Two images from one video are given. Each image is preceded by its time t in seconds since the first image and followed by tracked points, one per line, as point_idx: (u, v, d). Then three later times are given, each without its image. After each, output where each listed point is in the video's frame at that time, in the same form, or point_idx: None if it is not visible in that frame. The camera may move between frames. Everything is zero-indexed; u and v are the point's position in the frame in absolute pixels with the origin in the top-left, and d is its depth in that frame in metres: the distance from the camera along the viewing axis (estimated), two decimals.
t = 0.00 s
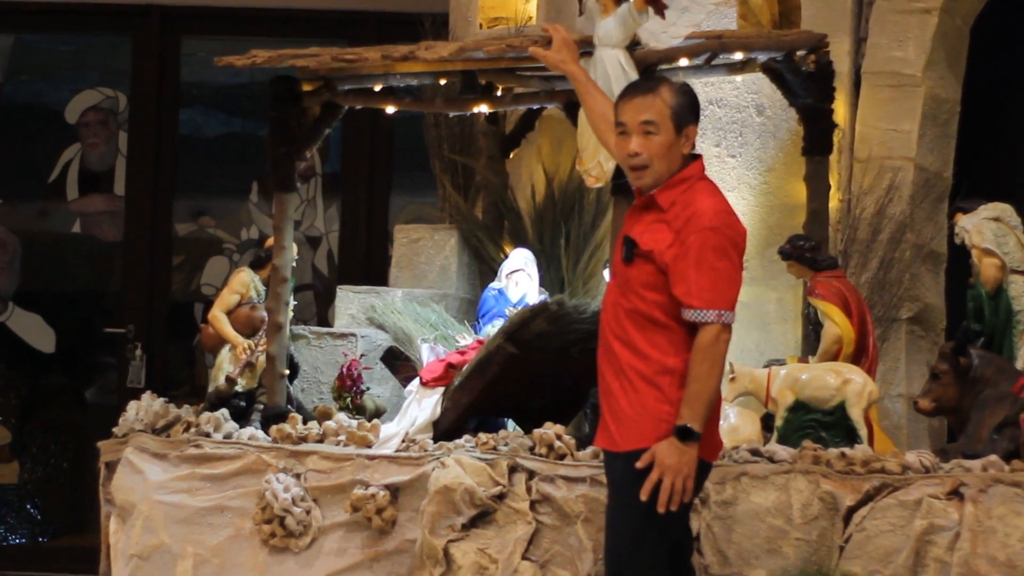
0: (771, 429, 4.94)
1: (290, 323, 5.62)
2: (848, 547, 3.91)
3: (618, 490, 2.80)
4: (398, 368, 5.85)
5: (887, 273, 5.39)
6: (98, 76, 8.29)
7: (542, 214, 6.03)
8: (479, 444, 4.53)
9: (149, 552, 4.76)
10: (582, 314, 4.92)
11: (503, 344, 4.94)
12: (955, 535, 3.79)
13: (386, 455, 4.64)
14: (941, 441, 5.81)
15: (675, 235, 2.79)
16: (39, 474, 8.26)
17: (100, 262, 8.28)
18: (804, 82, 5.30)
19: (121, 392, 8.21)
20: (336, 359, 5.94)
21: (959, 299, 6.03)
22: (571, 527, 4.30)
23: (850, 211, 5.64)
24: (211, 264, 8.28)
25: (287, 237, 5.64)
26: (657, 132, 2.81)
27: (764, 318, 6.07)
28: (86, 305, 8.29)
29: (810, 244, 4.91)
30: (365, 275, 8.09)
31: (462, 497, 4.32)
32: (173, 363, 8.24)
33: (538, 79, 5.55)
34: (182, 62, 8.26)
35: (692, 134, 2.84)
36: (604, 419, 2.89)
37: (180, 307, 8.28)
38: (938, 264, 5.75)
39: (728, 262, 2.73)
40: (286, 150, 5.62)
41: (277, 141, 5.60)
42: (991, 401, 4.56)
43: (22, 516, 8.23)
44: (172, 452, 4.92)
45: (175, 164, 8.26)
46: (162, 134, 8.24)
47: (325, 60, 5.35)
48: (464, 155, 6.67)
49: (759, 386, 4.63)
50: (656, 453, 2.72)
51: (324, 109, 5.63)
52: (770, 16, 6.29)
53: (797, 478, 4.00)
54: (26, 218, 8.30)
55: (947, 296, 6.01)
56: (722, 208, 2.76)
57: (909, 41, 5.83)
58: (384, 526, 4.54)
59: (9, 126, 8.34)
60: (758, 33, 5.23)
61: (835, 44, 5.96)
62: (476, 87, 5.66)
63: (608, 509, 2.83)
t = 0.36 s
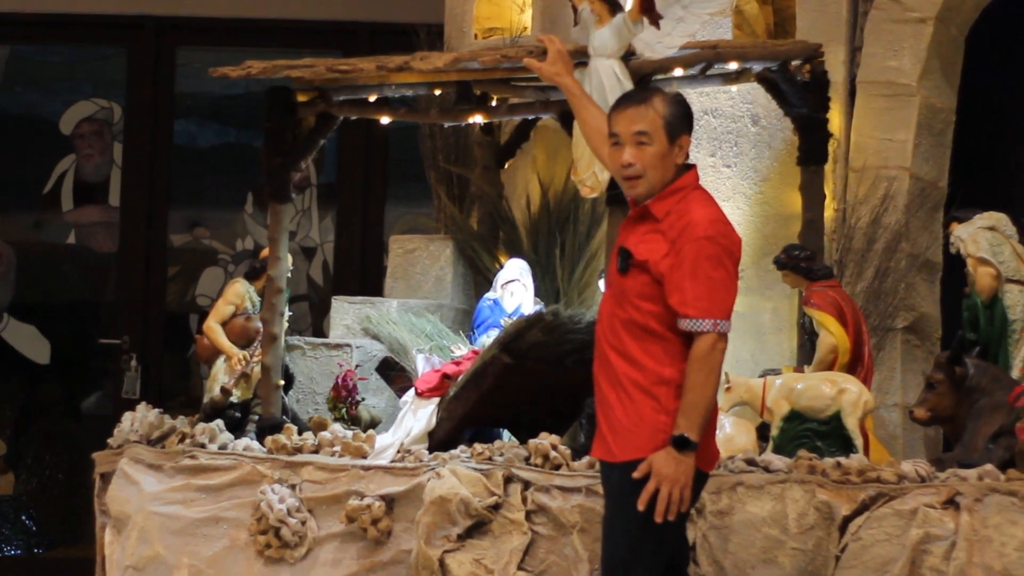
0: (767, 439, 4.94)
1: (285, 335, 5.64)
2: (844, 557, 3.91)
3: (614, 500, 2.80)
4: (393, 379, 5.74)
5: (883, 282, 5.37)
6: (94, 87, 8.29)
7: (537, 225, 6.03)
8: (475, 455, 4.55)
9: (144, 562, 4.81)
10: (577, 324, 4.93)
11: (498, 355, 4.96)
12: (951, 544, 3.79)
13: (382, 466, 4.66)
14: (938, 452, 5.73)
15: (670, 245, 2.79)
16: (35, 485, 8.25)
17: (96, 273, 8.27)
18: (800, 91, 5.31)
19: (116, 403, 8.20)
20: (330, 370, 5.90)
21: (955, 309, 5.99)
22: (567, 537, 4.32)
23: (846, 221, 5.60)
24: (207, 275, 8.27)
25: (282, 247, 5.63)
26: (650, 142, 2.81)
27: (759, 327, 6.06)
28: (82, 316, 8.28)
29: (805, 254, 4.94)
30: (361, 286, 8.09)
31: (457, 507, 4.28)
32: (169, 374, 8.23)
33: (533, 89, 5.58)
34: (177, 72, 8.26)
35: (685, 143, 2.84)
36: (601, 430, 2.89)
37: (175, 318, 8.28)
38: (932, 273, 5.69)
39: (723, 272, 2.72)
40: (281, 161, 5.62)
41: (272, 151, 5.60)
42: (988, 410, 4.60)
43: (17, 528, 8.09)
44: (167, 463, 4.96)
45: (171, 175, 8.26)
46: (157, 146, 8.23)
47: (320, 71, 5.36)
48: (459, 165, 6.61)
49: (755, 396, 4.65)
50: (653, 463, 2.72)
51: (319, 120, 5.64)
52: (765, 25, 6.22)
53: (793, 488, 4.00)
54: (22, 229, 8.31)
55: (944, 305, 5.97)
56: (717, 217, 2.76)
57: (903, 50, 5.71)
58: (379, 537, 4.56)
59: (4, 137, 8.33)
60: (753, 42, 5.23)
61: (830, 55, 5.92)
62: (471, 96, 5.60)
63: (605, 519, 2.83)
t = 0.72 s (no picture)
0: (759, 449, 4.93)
1: (278, 346, 5.63)
2: (837, 568, 3.91)
3: (606, 511, 2.79)
4: (386, 391, 5.72)
5: (875, 293, 5.35)
6: (86, 99, 8.28)
7: (530, 236, 6.03)
8: (468, 465, 4.60)
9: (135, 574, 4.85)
10: (571, 335, 4.94)
11: (491, 366, 4.99)
12: (944, 555, 3.79)
13: (374, 477, 4.77)
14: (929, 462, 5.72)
15: (664, 257, 2.79)
16: (27, 497, 8.23)
17: (88, 284, 8.27)
18: (792, 102, 5.36)
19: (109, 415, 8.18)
20: (323, 382, 5.85)
21: (948, 321, 5.96)
22: (560, 548, 4.35)
23: (838, 231, 5.57)
24: (199, 286, 8.27)
25: (274, 259, 5.63)
26: (645, 151, 2.81)
27: (752, 337, 6.06)
28: (75, 327, 8.27)
29: (797, 265, 4.94)
30: (354, 297, 8.08)
31: (450, 518, 4.32)
32: (161, 385, 8.21)
33: (525, 100, 5.53)
34: (170, 84, 8.26)
35: (681, 154, 2.85)
36: (592, 441, 2.87)
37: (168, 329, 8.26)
38: (925, 284, 5.63)
39: (717, 284, 2.73)
40: (275, 173, 5.61)
41: (265, 162, 5.60)
42: (980, 421, 4.62)
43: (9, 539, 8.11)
44: (159, 475, 5.03)
45: (164, 186, 8.25)
46: (149, 157, 8.23)
47: (313, 82, 5.37)
48: (451, 175, 6.51)
49: (748, 407, 4.63)
50: (647, 474, 2.71)
51: (310, 130, 5.60)
52: (758, 37, 6.23)
53: (786, 498, 3.99)
54: (14, 240, 8.31)
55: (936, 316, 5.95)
56: (711, 229, 2.76)
57: (895, 61, 5.70)
58: (372, 548, 4.66)
59: None
60: (746, 53, 5.24)
61: (823, 66, 5.84)
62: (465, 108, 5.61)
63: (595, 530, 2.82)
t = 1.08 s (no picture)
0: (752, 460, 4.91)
1: (270, 355, 5.65)
2: None
3: (599, 520, 2.79)
4: (379, 401, 5.81)
5: (867, 303, 5.32)
6: (79, 109, 8.30)
7: (523, 247, 6.03)
8: (460, 475, 4.63)
9: None
10: (563, 345, 5.00)
11: (483, 376, 5.00)
12: (935, 565, 3.80)
13: (366, 487, 4.78)
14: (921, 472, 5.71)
15: (658, 267, 2.77)
16: (19, 507, 8.22)
17: (80, 294, 8.26)
18: (784, 112, 5.35)
19: (101, 424, 8.18)
20: (315, 392, 5.80)
21: (940, 331, 5.94)
22: (552, 558, 4.42)
23: (831, 240, 5.55)
24: (192, 296, 8.23)
25: (267, 269, 5.64)
26: (642, 160, 2.81)
27: (743, 347, 6.06)
28: (67, 336, 8.28)
29: (789, 275, 4.94)
30: (346, 307, 8.08)
31: (442, 528, 4.44)
32: (154, 395, 8.21)
33: (516, 110, 5.56)
34: (163, 95, 8.25)
35: (675, 164, 2.85)
36: (586, 451, 2.87)
37: (160, 340, 8.24)
38: (917, 293, 5.63)
39: (712, 294, 2.71)
40: (267, 182, 5.61)
41: (258, 172, 5.60)
42: (971, 430, 4.66)
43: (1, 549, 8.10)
44: (151, 484, 5.14)
45: (156, 195, 8.25)
46: (141, 166, 8.23)
47: (305, 92, 5.37)
48: (444, 185, 6.44)
49: (739, 417, 4.63)
50: (641, 484, 2.71)
51: (302, 140, 5.61)
52: (750, 47, 6.21)
53: (777, 508, 4.04)
54: (7, 250, 8.33)
55: (928, 326, 5.95)
56: (705, 239, 2.75)
57: (887, 71, 5.68)
58: (364, 558, 4.70)
59: None
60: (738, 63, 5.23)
61: (815, 76, 5.85)
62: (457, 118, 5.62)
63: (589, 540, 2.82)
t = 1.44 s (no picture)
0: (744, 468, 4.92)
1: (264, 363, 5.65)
2: None
3: (592, 530, 2.76)
4: (372, 409, 5.71)
5: (860, 311, 5.31)
6: (72, 117, 8.31)
7: (516, 254, 6.02)
8: (453, 483, 4.72)
9: None
10: (555, 353, 5.00)
11: (477, 384, 5.06)
12: (927, 573, 3.80)
13: (359, 495, 4.89)
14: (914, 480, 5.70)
15: (654, 276, 2.77)
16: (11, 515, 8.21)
17: (73, 302, 8.27)
18: (776, 120, 5.37)
19: (94, 432, 8.17)
20: (308, 400, 5.82)
21: (931, 339, 5.94)
22: (544, 566, 4.51)
23: (822, 248, 5.55)
24: (186, 304, 8.24)
25: (260, 276, 5.61)
26: (636, 169, 2.79)
27: (736, 356, 6.06)
28: (60, 344, 8.27)
29: (782, 283, 4.95)
30: (339, 315, 8.08)
31: (434, 536, 4.54)
32: (147, 403, 8.20)
33: (509, 117, 5.59)
34: (156, 103, 8.27)
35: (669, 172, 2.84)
36: (580, 460, 2.84)
37: (153, 347, 8.24)
38: (909, 302, 5.62)
39: (707, 303, 2.71)
40: (259, 191, 5.62)
41: (251, 181, 5.60)
42: (965, 438, 4.68)
43: None
44: (144, 492, 5.21)
45: (150, 202, 8.26)
46: (136, 173, 8.24)
47: (298, 99, 5.37)
48: (437, 194, 6.46)
49: (732, 425, 4.63)
50: (636, 492, 2.68)
51: (295, 148, 5.60)
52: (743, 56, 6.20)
53: (770, 516, 4.07)
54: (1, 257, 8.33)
55: (921, 334, 5.94)
56: (702, 249, 2.75)
57: (880, 80, 5.67)
58: (357, 566, 4.78)
59: None
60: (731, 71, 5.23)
61: (808, 84, 5.86)
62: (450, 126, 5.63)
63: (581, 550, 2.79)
